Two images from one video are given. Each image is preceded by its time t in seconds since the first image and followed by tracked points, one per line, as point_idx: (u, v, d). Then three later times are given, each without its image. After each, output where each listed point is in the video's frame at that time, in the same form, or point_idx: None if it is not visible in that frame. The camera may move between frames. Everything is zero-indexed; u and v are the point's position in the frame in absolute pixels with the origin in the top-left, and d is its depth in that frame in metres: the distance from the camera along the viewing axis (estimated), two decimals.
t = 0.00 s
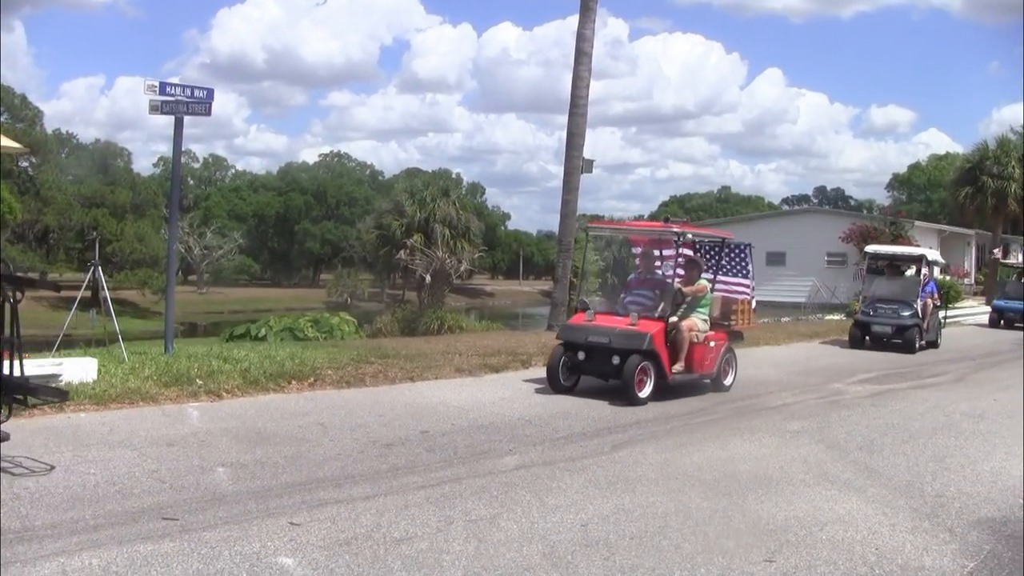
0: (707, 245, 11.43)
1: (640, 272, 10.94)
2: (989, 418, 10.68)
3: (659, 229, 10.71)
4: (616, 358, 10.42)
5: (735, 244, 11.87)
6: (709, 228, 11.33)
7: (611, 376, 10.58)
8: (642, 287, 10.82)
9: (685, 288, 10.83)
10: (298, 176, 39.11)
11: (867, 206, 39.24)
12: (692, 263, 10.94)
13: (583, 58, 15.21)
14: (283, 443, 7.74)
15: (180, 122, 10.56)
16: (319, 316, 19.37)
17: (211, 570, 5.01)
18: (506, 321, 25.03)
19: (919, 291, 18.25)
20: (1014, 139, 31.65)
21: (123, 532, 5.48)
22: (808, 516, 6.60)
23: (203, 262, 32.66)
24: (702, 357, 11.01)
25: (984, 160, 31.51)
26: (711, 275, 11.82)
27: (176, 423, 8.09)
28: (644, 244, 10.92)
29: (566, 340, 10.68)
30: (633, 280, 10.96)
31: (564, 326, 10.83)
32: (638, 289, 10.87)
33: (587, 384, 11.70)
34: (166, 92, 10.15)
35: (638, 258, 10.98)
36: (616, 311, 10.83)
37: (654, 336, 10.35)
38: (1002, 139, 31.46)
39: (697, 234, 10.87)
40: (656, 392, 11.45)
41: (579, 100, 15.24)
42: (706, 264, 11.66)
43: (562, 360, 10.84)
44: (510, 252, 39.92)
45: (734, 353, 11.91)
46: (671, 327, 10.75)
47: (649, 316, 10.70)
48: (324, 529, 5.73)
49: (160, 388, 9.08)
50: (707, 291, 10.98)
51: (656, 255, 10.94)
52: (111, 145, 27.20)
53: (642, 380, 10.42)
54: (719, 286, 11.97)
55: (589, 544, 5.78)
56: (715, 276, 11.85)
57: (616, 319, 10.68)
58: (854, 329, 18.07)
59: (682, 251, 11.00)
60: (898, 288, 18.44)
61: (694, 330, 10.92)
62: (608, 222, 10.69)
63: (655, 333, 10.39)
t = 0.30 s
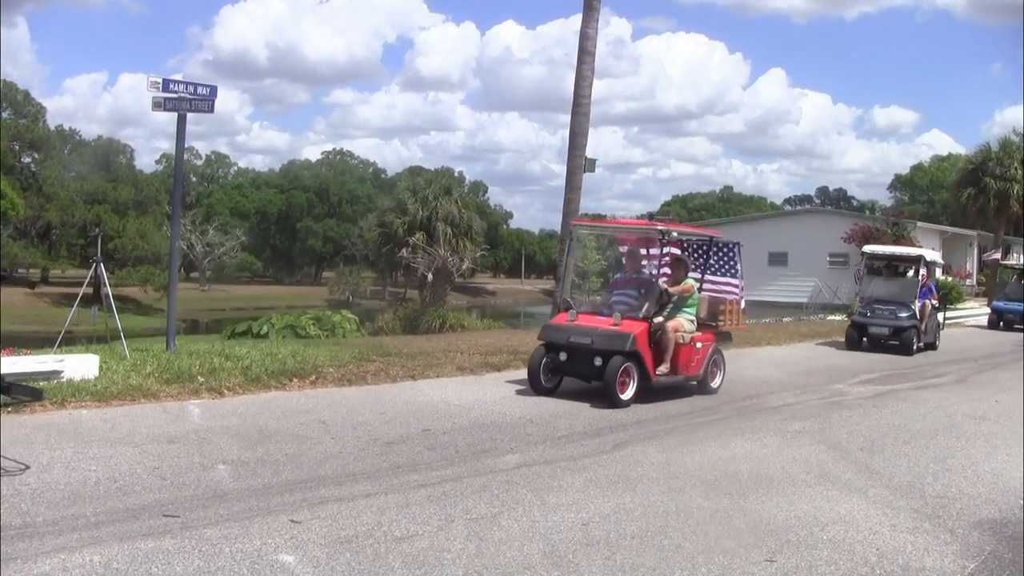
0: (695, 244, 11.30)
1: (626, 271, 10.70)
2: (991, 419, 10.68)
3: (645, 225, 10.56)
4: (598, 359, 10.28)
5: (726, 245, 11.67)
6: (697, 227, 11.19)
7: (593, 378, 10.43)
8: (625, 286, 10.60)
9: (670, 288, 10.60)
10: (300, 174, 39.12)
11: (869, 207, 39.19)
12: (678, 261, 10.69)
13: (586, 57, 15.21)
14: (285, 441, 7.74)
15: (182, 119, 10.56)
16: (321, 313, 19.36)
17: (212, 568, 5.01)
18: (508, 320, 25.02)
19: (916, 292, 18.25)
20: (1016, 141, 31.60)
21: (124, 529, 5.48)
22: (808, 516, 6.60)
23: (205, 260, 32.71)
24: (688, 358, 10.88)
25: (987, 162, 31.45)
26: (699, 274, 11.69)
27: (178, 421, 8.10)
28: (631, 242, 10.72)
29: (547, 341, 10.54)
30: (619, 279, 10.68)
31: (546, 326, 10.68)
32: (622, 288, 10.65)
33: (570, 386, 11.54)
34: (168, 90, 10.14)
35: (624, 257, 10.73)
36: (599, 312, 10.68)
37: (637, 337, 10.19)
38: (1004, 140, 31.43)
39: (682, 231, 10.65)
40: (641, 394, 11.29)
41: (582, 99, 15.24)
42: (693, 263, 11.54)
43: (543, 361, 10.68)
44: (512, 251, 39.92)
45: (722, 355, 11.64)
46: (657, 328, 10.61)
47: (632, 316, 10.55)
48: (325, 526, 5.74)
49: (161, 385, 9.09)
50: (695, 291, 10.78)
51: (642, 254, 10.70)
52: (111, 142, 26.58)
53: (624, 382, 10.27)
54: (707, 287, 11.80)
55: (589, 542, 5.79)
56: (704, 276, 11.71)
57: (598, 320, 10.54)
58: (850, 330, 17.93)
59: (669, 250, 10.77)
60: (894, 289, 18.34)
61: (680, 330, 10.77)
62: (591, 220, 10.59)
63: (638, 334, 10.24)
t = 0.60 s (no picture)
0: (682, 243, 11.01)
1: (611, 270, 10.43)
2: (992, 417, 10.67)
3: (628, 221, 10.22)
4: (579, 360, 9.93)
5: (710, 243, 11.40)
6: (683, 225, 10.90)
7: (574, 379, 10.09)
8: (610, 285, 10.31)
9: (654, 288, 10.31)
10: (301, 173, 39.11)
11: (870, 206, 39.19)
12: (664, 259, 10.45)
13: (586, 56, 15.20)
14: (286, 441, 7.73)
15: (182, 118, 10.56)
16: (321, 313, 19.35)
17: (213, 567, 5.02)
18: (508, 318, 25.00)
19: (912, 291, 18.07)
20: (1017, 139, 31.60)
21: (125, 529, 5.48)
22: (809, 515, 6.60)
23: (205, 259, 32.67)
24: (674, 359, 10.52)
25: (987, 160, 31.45)
26: (685, 273, 11.38)
27: (178, 420, 8.10)
28: (616, 240, 10.42)
29: (528, 341, 10.18)
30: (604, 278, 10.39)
31: (526, 326, 10.31)
32: (608, 286, 10.36)
33: (552, 387, 11.19)
34: (169, 89, 10.13)
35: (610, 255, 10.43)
36: (580, 311, 10.30)
37: (619, 337, 9.84)
38: (1004, 138, 31.43)
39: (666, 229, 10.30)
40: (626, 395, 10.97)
41: (583, 98, 15.23)
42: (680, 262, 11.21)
43: (524, 362, 10.33)
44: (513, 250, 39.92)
45: (709, 355, 11.42)
46: (641, 327, 10.26)
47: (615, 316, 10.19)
48: (325, 526, 5.73)
49: (162, 385, 9.09)
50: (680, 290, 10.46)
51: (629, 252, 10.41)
52: (114, 141, 25.85)
53: (606, 384, 9.93)
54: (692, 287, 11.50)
55: (590, 541, 5.79)
56: (689, 275, 11.41)
57: (580, 320, 10.18)
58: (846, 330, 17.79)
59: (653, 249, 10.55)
60: (890, 287, 18.18)
61: (664, 331, 10.43)
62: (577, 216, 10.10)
63: (621, 333, 9.89)
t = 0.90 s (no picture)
0: (665, 240, 10.98)
1: (595, 269, 10.14)
2: (991, 416, 10.67)
3: (609, 219, 9.93)
4: (558, 361, 9.66)
5: (698, 240, 11.00)
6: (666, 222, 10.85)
7: (553, 380, 9.81)
8: (594, 283, 10.06)
9: (637, 287, 10.17)
10: (299, 172, 39.04)
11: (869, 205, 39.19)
12: (648, 258, 10.26)
13: (585, 55, 15.20)
14: (286, 440, 7.72)
15: (180, 117, 10.55)
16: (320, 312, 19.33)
17: (212, 567, 5.01)
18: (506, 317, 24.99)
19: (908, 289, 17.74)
20: (1015, 137, 31.60)
21: (124, 529, 5.48)
22: (808, 513, 6.61)
23: (204, 258, 32.63)
24: (657, 360, 10.28)
25: (985, 159, 31.47)
26: (670, 272, 11.15)
27: (177, 420, 8.09)
28: (601, 238, 10.08)
29: (507, 341, 9.90)
30: (588, 276, 10.12)
31: (505, 326, 10.04)
32: (591, 285, 10.09)
33: (534, 388, 10.92)
34: (167, 89, 10.13)
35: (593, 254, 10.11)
36: (560, 310, 10.04)
37: (600, 338, 9.57)
38: (1003, 137, 31.44)
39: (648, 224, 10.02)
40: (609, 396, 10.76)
41: (581, 97, 15.21)
42: (664, 259, 11.12)
43: (502, 362, 10.06)
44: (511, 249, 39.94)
45: (695, 356, 11.19)
46: (624, 327, 10.03)
47: (596, 315, 9.92)
48: (324, 525, 5.73)
49: (161, 384, 9.09)
50: (664, 290, 10.28)
51: (614, 250, 10.09)
52: (112, 141, 26.44)
53: (586, 385, 9.65)
54: (680, 286, 11.12)
55: (590, 539, 5.79)
56: (676, 274, 11.14)
57: (560, 319, 9.91)
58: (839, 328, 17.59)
59: (636, 246, 10.31)
60: (886, 285, 17.91)
61: (648, 331, 10.21)
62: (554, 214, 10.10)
63: (601, 334, 9.62)
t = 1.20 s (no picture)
0: (647, 237, 10.78)
1: (577, 266, 9.82)
2: (988, 414, 10.68)
3: (590, 217, 9.56)
4: (536, 360, 9.46)
5: (680, 238, 10.80)
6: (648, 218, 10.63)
7: (531, 381, 9.62)
8: (575, 282, 9.75)
9: (619, 284, 9.86)
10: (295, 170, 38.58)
11: (866, 203, 39.23)
12: (630, 256, 9.98)
13: (581, 53, 15.19)
14: (283, 438, 7.73)
15: (177, 116, 10.55)
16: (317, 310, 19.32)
17: (208, 565, 5.01)
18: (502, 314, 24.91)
19: (899, 288, 17.60)
20: (1012, 135, 31.64)
21: (121, 527, 5.48)
22: (805, 511, 6.61)
23: (201, 256, 32.65)
24: (639, 360, 10.08)
25: (982, 157, 31.51)
26: (653, 269, 10.91)
27: (174, 418, 8.09)
28: (583, 235, 9.76)
29: (485, 339, 9.72)
30: (570, 274, 9.80)
31: (484, 325, 9.86)
32: (573, 282, 9.78)
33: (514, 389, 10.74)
34: (164, 86, 10.11)
35: (576, 251, 9.82)
36: (538, 310, 9.84)
37: (579, 337, 9.36)
38: (1000, 135, 31.46)
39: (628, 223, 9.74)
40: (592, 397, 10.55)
41: (578, 95, 15.20)
42: (647, 256, 10.90)
43: (481, 361, 9.89)
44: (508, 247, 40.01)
45: (679, 355, 11.00)
46: (604, 326, 9.70)
47: (575, 314, 9.66)
48: (322, 523, 5.73)
49: (158, 381, 9.09)
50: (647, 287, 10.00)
51: (596, 248, 9.75)
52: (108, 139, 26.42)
53: (565, 386, 9.44)
54: (664, 284, 10.92)
55: (587, 538, 5.79)
56: (659, 272, 10.91)
57: (539, 318, 9.72)
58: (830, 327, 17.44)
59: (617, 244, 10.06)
60: (878, 284, 17.78)
61: (630, 330, 9.93)
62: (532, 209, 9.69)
63: (580, 332, 9.41)
